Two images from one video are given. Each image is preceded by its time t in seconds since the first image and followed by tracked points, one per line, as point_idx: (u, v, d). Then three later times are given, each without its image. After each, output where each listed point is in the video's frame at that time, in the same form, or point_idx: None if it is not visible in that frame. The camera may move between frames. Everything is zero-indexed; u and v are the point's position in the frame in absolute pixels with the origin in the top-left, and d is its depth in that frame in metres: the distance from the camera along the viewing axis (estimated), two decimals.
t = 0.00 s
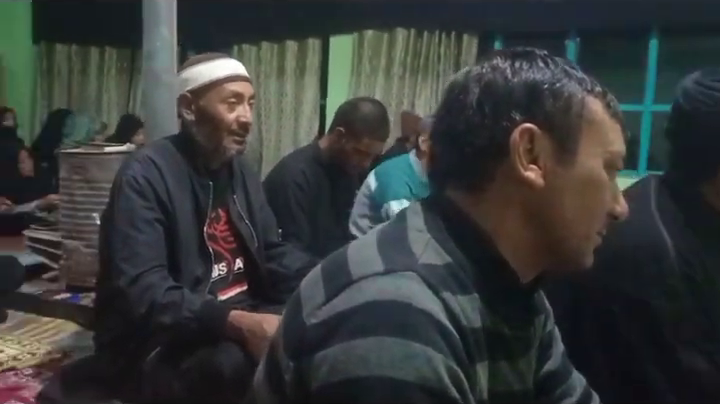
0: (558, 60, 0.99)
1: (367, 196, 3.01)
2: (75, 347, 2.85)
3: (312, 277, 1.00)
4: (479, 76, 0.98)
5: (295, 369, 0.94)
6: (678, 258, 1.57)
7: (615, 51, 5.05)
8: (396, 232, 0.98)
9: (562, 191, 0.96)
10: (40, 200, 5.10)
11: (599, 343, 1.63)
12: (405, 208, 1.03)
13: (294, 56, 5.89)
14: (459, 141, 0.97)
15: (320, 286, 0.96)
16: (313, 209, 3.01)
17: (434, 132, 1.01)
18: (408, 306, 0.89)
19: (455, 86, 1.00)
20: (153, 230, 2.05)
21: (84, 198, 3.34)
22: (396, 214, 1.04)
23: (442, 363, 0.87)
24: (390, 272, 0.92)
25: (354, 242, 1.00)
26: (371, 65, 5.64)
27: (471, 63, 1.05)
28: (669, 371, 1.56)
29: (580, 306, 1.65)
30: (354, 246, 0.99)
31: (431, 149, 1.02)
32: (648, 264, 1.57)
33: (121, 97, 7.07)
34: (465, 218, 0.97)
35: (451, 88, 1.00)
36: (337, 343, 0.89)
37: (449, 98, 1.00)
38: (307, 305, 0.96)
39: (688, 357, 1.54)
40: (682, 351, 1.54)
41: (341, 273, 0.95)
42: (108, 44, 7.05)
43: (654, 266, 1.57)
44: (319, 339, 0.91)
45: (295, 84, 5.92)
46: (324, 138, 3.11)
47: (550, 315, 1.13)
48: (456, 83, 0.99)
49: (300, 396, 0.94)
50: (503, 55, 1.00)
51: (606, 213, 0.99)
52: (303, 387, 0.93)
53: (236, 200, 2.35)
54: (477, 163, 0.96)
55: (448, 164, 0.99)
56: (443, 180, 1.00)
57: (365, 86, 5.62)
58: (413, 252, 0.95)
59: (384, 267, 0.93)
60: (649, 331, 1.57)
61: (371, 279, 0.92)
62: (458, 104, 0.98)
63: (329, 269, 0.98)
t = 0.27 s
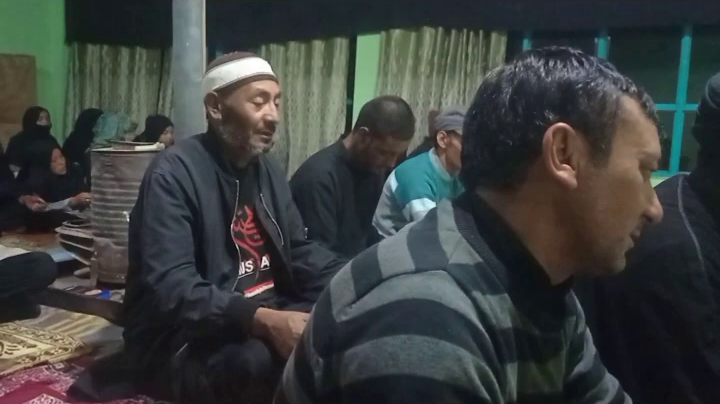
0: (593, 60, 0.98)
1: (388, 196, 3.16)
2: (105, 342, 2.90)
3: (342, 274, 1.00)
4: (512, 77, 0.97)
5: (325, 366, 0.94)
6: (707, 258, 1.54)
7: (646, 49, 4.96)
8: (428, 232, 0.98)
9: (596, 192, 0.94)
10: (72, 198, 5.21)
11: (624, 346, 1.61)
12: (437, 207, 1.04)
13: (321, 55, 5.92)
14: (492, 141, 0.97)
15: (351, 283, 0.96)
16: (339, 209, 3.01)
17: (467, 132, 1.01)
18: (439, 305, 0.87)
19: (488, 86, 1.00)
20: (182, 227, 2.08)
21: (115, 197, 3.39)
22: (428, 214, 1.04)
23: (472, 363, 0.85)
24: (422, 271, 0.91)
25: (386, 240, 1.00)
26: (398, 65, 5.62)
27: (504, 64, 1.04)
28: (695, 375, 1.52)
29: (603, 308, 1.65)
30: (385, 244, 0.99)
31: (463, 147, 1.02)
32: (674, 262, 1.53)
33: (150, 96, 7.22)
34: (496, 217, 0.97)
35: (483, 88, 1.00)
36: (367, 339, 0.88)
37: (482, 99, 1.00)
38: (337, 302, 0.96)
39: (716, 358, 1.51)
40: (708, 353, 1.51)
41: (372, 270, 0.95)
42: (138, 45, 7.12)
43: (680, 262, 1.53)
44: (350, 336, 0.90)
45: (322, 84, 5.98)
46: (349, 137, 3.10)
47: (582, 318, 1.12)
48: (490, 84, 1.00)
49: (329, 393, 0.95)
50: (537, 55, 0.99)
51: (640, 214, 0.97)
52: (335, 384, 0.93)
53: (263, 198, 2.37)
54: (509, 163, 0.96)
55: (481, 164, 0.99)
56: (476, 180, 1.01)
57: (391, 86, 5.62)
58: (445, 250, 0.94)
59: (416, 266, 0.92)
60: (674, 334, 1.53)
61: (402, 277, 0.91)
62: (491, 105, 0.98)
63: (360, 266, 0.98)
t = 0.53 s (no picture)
0: (617, 62, 0.97)
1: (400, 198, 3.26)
2: (123, 340, 2.94)
3: (364, 274, 0.99)
4: (535, 79, 0.96)
5: (346, 364, 0.94)
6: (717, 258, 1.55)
7: (667, 48, 4.90)
8: (450, 233, 0.98)
9: (619, 195, 0.94)
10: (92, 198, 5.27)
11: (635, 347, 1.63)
12: (459, 208, 1.03)
13: (338, 55, 5.91)
14: (515, 144, 0.96)
15: (373, 283, 0.95)
16: (356, 210, 3.01)
17: (488, 135, 1.00)
18: (463, 304, 0.88)
19: (510, 87, 0.99)
20: (201, 227, 2.10)
21: (135, 196, 3.42)
22: (450, 215, 1.04)
23: (494, 363, 0.86)
24: (446, 270, 0.91)
25: (407, 241, 0.99)
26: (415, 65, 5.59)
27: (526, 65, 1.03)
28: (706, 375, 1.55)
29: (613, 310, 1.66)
30: (406, 245, 0.98)
31: (485, 149, 1.01)
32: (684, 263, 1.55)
33: (169, 96, 7.24)
34: (518, 219, 0.97)
35: (505, 90, 0.99)
36: (390, 337, 0.88)
37: (504, 100, 0.99)
38: (359, 301, 0.95)
39: None
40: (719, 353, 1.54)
41: (395, 270, 0.94)
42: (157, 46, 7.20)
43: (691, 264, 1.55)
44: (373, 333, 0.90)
45: (339, 84, 5.96)
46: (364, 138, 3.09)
47: (605, 321, 1.11)
48: (512, 85, 0.98)
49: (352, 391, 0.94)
50: (561, 57, 0.97)
51: (664, 218, 0.97)
52: (356, 382, 0.93)
53: (282, 199, 2.38)
54: (533, 164, 0.95)
55: (503, 165, 0.98)
56: (498, 181, 1.00)
57: (408, 86, 5.59)
58: (468, 252, 0.94)
59: (439, 266, 0.92)
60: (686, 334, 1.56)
61: (425, 276, 0.91)
62: (514, 106, 0.96)
63: (381, 266, 0.97)
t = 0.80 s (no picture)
0: (651, 69, 0.96)
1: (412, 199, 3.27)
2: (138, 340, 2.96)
3: (391, 272, 0.98)
4: (568, 84, 0.95)
5: (373, 362, 0.94)
6: None
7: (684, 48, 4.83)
8: (478, 234, 0.96)
9: (652, 201, 0.93)
10: (108, 198, 5.32)
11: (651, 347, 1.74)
12: (487, 208, 1.02)
13: (352, 56, 5.91)
14: (547, 147, 0.95)
15: (401, 282, 0.94)
16: (369, 211, 3.02)
17: (518, 137, 1.00)
18: (494, 305, 0.86)
19: (541, 91, 0.98)
20: (215, 227, 2.11)
21: (149, 197, 3.45)
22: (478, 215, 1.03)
23: (524, 364, 0.85)
24: (477, 271, 0.90)
25: (435, 241, 0.98)
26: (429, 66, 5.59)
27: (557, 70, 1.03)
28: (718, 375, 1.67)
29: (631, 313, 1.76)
30: (435, 244, 0.97)
31: (514, 152, 1.00)
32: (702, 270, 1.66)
33: (183, 97, 7.34)
34: (548, 222, 0.96)
35: (538, 93, 0.98)
36: (420, 335, 0.87)
37: (536, 103, 0.98)
38: (387, 299, 0.94)
39: None
40: None
41: (423, 270, 0.93)
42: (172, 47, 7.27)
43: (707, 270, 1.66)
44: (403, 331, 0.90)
45: (353, 85, 5.97)
46: (377, 139, 3.10)
47: (631, 329, 1.09)
48: (544, 89, 0.98)
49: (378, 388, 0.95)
50: (594, 62, 0.97)
51: (696, 225, 0.96)
52: (383, 381, 0.93)
53: (294, 199, 2.39)
54: (564, 167, 0.94)
55: (533, 168, 0.97)
56: (526, 182, 0.99)
57: (421, 87, 5.59)
58: (498, 254, 0.92)
59: (470, 267, 0.90)
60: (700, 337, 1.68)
61: (455, 277, 0.90)
62: (547, 111, 0.96)
63: (409, 266, 0.96)
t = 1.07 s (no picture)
0: (697, 75, 0.90)
1: (428, 201, 3.30)
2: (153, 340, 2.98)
3: (425, 277, 0.94)
4: (610, 88, 0.90)
5: (409, 369, 0.89)
6: None
7: (701, 48, 4.78)
8: (516, 240, 0.91)
9: (694, 212, 0.88)
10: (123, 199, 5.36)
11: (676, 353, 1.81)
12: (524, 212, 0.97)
13: (366, 58, 5.91)
14: (588, 153, 0.89)
15: (437, 287, 0.90)
16: (383, 213, 3.01)
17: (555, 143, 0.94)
18: (536, 315, 0.82)
19: (580, 95, 0.93)
20: (230, 229, 2.13)
21: (164, 198, 3.47)
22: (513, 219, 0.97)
23: (568, 376, 0.81)
24: (518, 279, 0.85)
25: (470, 245, 0.94)
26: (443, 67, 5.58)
27: (596, 73, 0.97)
28: None
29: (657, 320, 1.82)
30: (470, 250, 0.92)
31: (550, 156, 0.95)
32: None
33: (198, 99, 7.39)
34: (586, 230, 0.90)
35: (579, 97, 0.93)
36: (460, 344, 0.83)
37: (575, 107, 0.92)
38: (423, 304, 0.90)
39: None
40: None
41: (461, 276, 0.89)
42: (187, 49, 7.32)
43: None
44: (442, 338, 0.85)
45: (366, 86, 5.96)
46: (392, 141, 3.10)
47: (659, 336, 1.06)
48: (584, 92, 0.92)
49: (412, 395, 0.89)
50: (638, 67, 0.91)
51: None
52: (418, 389, 0.88)
53: (308, 201, 2.40)
54: (606, 173, 0.88)
55: (571, 173, 0.91)
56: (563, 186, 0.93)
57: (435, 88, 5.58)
58: (541, 262, 0.87)
59: (510, 274, 0.86)
60: None
61: (495, 284, 0.85)
62: (587, 117, 0.90)
63: (444, 271, 0.92)
